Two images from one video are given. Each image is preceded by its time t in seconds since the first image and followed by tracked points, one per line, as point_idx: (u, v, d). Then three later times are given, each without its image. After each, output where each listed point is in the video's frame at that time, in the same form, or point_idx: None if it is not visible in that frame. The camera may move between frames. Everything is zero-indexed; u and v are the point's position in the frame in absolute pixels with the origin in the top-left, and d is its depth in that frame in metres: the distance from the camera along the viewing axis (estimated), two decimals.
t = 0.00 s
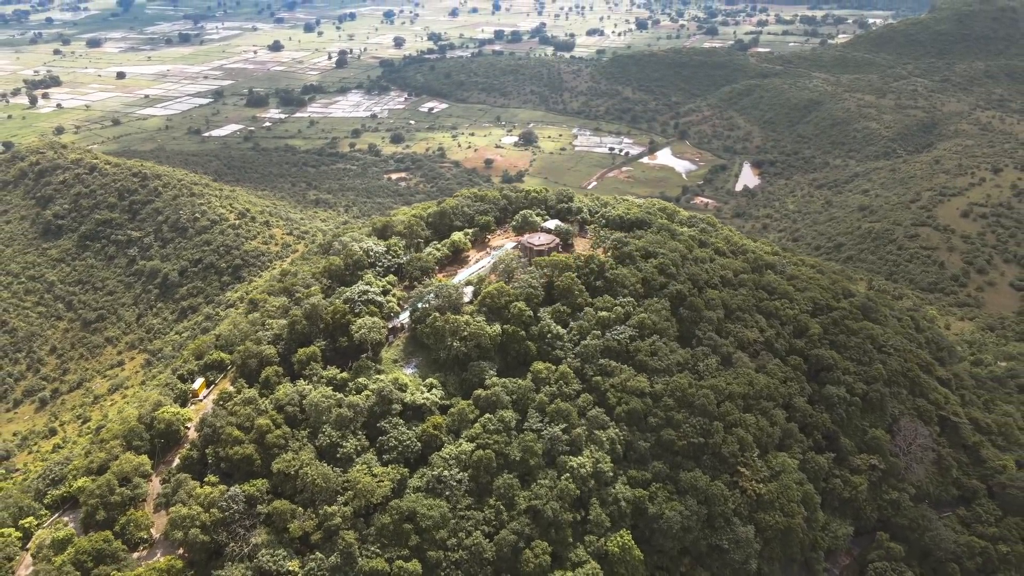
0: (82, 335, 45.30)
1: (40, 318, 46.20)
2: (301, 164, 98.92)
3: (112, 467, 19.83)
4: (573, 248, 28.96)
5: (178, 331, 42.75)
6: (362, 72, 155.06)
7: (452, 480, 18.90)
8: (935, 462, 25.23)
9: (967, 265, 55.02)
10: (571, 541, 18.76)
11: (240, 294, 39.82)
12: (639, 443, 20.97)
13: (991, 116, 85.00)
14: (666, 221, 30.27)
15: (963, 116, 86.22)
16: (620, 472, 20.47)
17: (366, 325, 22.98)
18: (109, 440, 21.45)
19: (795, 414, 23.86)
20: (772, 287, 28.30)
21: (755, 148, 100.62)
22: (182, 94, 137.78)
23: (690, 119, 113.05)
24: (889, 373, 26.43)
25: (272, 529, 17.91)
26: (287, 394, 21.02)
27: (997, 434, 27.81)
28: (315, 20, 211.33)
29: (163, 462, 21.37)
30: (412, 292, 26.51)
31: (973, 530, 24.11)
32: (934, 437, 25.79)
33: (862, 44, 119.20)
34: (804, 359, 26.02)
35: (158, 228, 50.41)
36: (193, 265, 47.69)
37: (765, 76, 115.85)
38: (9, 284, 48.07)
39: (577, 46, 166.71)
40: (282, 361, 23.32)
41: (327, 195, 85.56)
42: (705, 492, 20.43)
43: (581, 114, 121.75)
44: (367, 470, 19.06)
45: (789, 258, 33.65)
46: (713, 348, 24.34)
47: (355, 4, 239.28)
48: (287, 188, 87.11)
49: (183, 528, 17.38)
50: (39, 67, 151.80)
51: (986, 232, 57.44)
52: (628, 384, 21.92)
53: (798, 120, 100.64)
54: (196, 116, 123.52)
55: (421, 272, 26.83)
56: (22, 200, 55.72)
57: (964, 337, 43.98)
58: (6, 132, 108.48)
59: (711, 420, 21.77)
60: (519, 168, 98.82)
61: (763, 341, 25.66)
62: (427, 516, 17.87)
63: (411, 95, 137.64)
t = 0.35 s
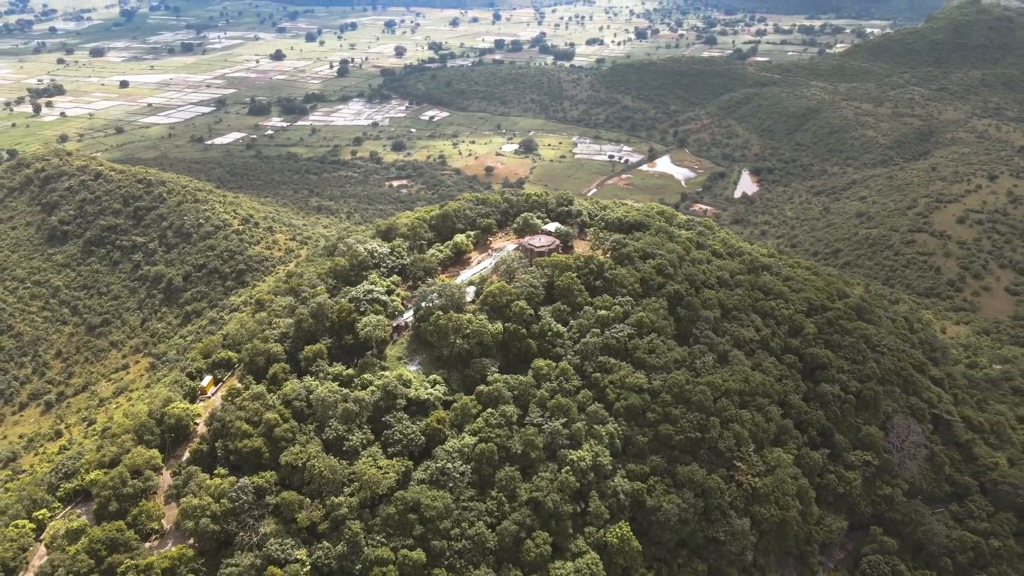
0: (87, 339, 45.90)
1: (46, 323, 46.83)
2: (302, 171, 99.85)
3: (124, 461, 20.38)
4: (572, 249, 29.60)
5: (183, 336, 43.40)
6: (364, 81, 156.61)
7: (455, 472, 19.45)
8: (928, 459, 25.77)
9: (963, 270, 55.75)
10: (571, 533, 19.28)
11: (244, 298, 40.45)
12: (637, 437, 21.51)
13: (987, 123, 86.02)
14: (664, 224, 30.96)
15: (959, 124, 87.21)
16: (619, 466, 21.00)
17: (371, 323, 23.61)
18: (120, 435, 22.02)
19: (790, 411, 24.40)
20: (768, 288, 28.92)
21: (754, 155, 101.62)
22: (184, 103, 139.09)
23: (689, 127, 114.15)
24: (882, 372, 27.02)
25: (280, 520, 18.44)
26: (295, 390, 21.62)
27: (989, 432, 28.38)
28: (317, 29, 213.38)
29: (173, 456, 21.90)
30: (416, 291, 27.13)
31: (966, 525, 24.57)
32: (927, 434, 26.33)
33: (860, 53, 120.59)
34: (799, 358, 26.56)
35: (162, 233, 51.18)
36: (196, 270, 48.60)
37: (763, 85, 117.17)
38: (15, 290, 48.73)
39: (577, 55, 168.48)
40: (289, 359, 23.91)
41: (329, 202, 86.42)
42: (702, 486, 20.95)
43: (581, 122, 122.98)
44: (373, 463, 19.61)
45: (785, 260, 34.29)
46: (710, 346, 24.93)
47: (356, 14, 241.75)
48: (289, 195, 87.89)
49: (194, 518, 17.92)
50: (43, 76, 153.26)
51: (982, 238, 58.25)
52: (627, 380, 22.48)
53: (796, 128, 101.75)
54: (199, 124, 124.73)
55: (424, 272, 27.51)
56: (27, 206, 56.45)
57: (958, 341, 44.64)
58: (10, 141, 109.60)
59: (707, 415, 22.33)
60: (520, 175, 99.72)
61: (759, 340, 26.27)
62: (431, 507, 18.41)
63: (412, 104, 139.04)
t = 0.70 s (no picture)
0: (92, 343, 46.49)
1: (51, 327, 47.44)
2: (304, 179, 100.75)
3: (136, 455, 20.95)
4: (572, 251, 30.26)
5: (187, 340, 44.05)
6: (365, 90, 158.05)
7: (458, 465, 20.03)
8: (921, 456, 26.30)
9: (959, 275, 56.46)
10: (571, 524, 19.78)
11: (248, 301, 41.11)
12: (635, 433, 22.08)
13: (983, 131, 87.07)
14: (662, 226, 31.65)
15: (956, 131, 88.26)
16: (617, 460, 21.54)
17: (377, 321, 24.26)
18: (132, 430, 22.61)
19: (786, 408, 24.91)
20: (764, 289, 29.55)
21: (752, 163, 102.58)
22: (187, 111, 140.40)
23: (688, 135, 115.24)
24: (876, 370, 27.60)
25: (289, 511, 19.01)
26: (302, 386, 22.24)
27: (982, 431, 28.92)
28: (319, 39, 215.46)
29: (181, 451, 22.39)
30: (419, 292, 27.78)
31: (958, 521, 25.04)
32: (920, 432, 26.88)
33: (857, 62, 122.09)
34: (794, 357, 27.14)
35: (167, 239, 52.05)
36: (200, 275, 49.53)
37: (762, 94, 118.51)
38: (21, 295, 49.46)
39: (577, 65, 170.12)
40: (295, 356, 24.52)
41: (331, 209, 87.21)
42: (699, 480, 21.50)
43: (581, 131, 124.18)
44: (378, 456, 20.17)
45: (781, 263, 34.97)
46: (707, 344, 25.53)
47: (358, 23, 244.16)
48: (292, 202, 88.70)
49: (205, 508, 18.47)
50: (47, 85, 154.74)
51: (977, 244, 59.05)
52: (625, 377, 23.09)
53: (794, 136, 102.83)
54: (202, 133, 125.86)
55: (427, 273, 28.22)
56: (33, 212, 57.19)
57: (954, 344, 45.26)
58: (15, 149, 110.69)
59: (704, 412, 22.88)
60: (520, 183, 100.60)
61: (754, 339, 26.87)
62: (435, 499, 18.95)
63: (413, 112, 140.35)
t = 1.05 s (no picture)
0: (97, 347, 47.08)
1: (56, 332, 48.06)
2: (307, 186, 101.67)
3: (147, 449, 21.52)
4: (572, 253, 30.94)
5: (190, 344, 44.64)
6: (367, 98, 159.56)
7: (461, 459, 20.57)
8: (915, 453, 26.80)
9: (955, 280, 57.15)
10: (571, 517, 20.30)
11: (252, 305, 41.71)
12: (634, 429, 22.63)
13: (980, 139, 88.08)
14: (660, 229, 32.32)
15: (953, 139, 89.29)
16: (617, 456, 22.07)
17: (381, 320, 24.89)
18: (142, 426, 23.19)
19: (781, 406, 25.48)
20: (760, 291, 30.12)
21: (751, 170, 103.48)
22: (190, 120, 141.76)
23: (687, 143, 116.37)
24: (870, 370, 28.18)
25: (296, 503, 19.55)
26: (309, 383, 22.84)
27: (975, 430, 29.45)
28: (320, 48, 217.54)
29: (191, 447, 22.96)
30: (423, 292, 28.43)
31: (951, 517, 25.50)
32: (913, 430, 27.41)
33: (855, 71, 123.61)
34: (790, 356, 27.70)
35: (171, 245, 52.92)
36: (203, 280, 50.49)
37: (760, 102, 119.85)
38: (27, 300, 50.19)
39: (577, 74, 171.86)
40: (301, 355, 25.11)
41: (333, 215, 88.08)
42: (696, 474, 22.02)
43: (580, 139, 125.40)
44: (383, 450, 20.72)
45: (777, 265, 35.59)
46: (704, 343, 26.13)
47: (359, 33, 246.68)
48: (294, 209, 89.53)
49: (215, 500, 19.03)
50: (51, 94, 156.31)
51: (973, 250, 59.80)
52: (624, 374, 23.69)
53: (792, 144, 103.89)
54: (204, 141, 127.07)
55: (430, 274, 28.86)
56: (38, 219, 57.96)
57: (949, 347, 45.87)
58: (19, 157, 111.84)
59: (701, 409, 23.44)
60: (520, 190, 101.45)
61: (750, 339, 27.45)
62: (438, 491, 19.50)
63: (414, 120, 141.70)
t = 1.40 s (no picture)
0: (101, 351, 47.63)
1: (61, 336, 48.66)
2: (308, 193, 102.57)
3: (158, 444, 22.08)
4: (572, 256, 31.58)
5: (194, 348, 45.19)
6: (368, 107, 160.97)
7: (464, 454, 21.12)
8: (909, 451, 27.30)
9: (951, 286, 57.84)
10: (571, 510, 20.82)
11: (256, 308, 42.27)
12: (632, 425, 23.18)
13: (977, 147, 89.08)
14: (658, 232, 32.97)
15: (951, 147, 90.27)
16: (616, 451, 22.64)
17: (386, 319, 25.52)
18: (152, 422, 23.76)
19: (777, 404, 26.03)
20: (756, 292, 30.73)
21: (750, 178, 104.39)
22: (192, 128, 143.04)
23: (686, 151, 117.44)
24: (864, 370, 28.77)
25: (303, 496, 20.08)
26: (315, 380, 23.45)
27: (968, 429, 30.04)
28: (322, 58, 219.42)
29: (199, 442, 23.47)
30: (426, 293, 29.04)
31: (945, 514, 25.95)
32: (906, 428, 27.96)
33: (853, 80, 125.02)
34: (785, 356, 28.30)
35: (175, 251, 53.71)
36: (208, 285, 51.11)
37: (758, 111, 121.13)
38: (33, 305, 50.91)
39: (577, 83, 173.42)
40: (307, 353, 25.70)
41: (335, 222, 88.86)
42: (693, 469, 22.56)
43: (580, 147, 126.56)
44: (388, 444, 21.27)
45: (774, 268, 36.20)
46: (701, 343, 26.72)
47: (360, 42, 248.86)
48: (296, 216, 90.29)
49: (224, 492, 19.57)
50: (54, 103, 157.76)
51: (969, 256, 60.59)
52: (623, 372, 24.26)
53: (790, 152, 104.89)
54: (206, 148, 128.14)
55: (433, 276, 29.57)
56: (43, 225, 58.69)
57: (945, 351, 46.52)
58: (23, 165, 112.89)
59: (698, 405, 23.98)
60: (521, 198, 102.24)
61: (747, 339, 27.99)
62: (442, 484, 20.05)
63: (415, 129, 142.91)
